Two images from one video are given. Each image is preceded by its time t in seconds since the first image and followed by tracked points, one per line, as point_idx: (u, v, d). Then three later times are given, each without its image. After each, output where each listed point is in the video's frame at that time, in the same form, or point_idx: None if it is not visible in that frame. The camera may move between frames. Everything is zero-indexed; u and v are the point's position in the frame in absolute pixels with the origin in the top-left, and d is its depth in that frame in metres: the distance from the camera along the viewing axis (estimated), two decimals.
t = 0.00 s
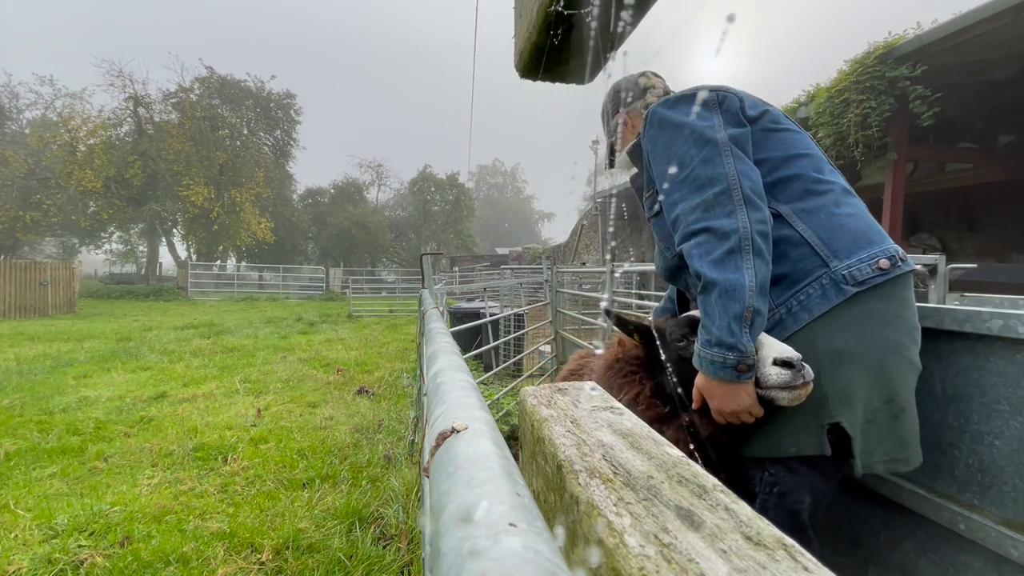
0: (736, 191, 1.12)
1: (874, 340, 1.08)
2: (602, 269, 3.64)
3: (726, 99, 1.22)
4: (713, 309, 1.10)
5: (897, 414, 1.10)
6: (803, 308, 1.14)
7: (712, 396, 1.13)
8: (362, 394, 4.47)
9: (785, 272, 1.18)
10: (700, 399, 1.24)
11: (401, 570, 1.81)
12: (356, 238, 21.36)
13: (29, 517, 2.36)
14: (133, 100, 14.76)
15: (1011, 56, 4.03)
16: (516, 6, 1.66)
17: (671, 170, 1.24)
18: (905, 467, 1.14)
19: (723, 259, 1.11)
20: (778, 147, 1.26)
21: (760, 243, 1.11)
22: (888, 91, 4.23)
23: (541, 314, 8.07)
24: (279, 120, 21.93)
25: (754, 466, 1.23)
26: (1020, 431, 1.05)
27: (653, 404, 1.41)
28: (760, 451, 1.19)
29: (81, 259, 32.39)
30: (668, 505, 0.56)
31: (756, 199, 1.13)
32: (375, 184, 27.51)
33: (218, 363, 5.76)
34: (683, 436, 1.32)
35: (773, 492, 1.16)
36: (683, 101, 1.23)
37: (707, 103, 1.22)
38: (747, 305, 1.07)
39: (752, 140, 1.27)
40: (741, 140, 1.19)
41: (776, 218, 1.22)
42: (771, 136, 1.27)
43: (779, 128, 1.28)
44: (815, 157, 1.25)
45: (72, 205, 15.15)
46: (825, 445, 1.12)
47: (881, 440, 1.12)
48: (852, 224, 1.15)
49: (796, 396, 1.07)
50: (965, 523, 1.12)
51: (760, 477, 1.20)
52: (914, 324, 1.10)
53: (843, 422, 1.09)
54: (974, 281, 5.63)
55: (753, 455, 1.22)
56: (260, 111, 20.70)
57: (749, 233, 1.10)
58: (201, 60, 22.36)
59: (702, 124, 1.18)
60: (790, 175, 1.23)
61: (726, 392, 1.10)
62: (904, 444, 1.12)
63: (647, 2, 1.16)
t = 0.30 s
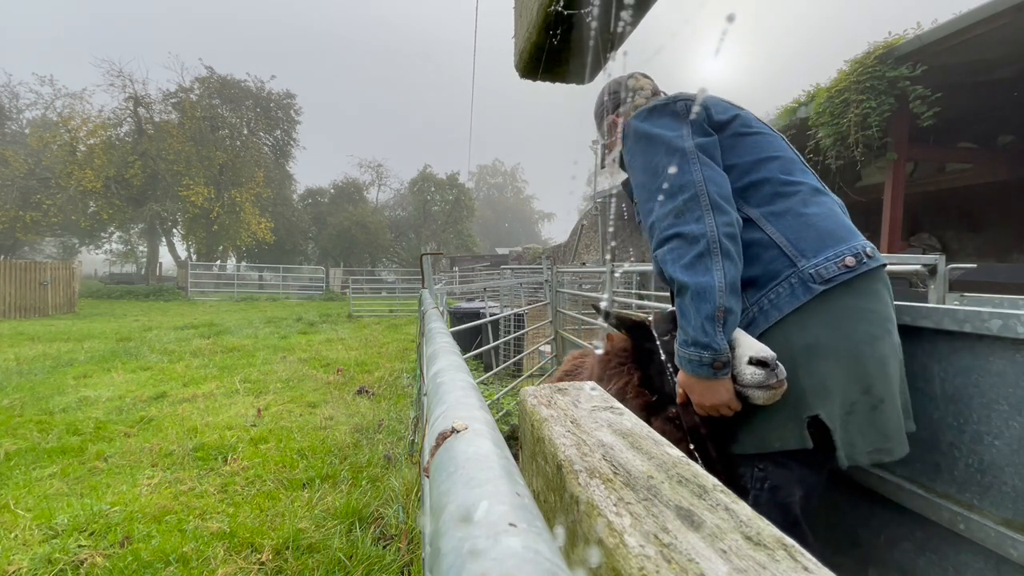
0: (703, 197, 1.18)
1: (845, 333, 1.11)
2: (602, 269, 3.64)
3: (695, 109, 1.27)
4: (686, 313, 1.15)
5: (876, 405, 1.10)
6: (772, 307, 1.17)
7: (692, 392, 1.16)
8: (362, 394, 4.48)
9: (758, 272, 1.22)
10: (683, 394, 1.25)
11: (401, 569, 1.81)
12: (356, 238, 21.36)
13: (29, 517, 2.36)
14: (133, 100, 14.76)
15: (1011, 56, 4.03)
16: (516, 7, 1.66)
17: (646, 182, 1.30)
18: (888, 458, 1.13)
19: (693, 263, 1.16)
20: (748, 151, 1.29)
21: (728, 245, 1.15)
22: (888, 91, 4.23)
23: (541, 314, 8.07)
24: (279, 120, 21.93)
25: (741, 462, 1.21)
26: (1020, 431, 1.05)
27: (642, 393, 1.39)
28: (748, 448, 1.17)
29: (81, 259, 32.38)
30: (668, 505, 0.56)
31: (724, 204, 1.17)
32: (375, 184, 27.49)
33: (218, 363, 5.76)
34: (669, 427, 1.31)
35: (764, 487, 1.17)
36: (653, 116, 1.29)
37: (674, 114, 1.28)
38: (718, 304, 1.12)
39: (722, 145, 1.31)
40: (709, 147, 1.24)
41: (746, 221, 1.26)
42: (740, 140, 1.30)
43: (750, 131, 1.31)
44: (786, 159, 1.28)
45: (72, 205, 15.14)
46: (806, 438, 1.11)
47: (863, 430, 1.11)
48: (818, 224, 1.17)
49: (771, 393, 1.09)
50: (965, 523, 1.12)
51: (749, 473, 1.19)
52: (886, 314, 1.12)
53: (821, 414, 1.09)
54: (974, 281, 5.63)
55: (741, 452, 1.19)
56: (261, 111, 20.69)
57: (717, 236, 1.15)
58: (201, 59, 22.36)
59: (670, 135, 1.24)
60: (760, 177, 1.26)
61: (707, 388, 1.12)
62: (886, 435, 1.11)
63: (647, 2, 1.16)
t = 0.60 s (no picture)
0: (677, 193, 1.21)
1: (822, 314, 1.12)
2: (602, 269, 3.64)
3: (669, 120, 1.33)
4: (665, 302, 1.18)
5: (851, 383, 1.12)
6: (751, 294, 1.18)
7: (682, 376, 1.17)
8: (362, 394, 4.47)
9: (735, 264, 1.23)
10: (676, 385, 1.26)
11: (401, 569, 1.81)
12: (356, 238, 21.36)
13: (29, 517, 2.36)
14: (133, 100, 14.76)
15: (1011, 56, 4.03)
16: (516, 7, 1.66)
17: (628, 188, 1.35)
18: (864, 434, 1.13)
19: (671, 253, 1.19)
20: (724, 154, 1.32)
21: (702, 234, 1.18)
22: (888, 90, 4.23)
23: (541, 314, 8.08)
24: (279, 119, 21.94)
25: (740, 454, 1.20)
26: (1020, 431, 1.05)
27: (643, 387, 1.38)
28: (745, 437, 1.17)
29: (80, 259, 32.35)
30: (668, 504, 0.56)
31: (698, 198, 1.21)
32: (375, 184, 27.48)
33: (218, 363, 5.76)
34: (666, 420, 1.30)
35: (766, 477, 1.15)
36: (630, 130, 1.35)
37: (650, 125, 1.33)
38: (696, 287, 1.14)
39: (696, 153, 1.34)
40: (684, 152, 1.28)
41: (720, 219, 1.28)
42: (713, 148, 1.32)
43: (725, 136, 1.34)
44: (761, 161, 1.31)
45: (72, 205, 15.14)
46: (798, 422, 1.11)
47: (836, 407, 1.13)
48: (789, 216, 1.19)
49: (757, 373, 1.07)
50: (965, 523, 1.12)
51: (749, 464, 1.18)
52: (860, 294, 1.15)
53: (808, 396, 1.10)
54: (973, 281, 5.64)
55: (739, 442, 1.19)
56: (261, 110, 20.69)
57: (691, 226, 1.18)
58: (201, 59, 22.35)
59: (645, 142, 1.30)
60: (735, 177, 1.28)
61: (695, 368, 1.13)
62: (857, 411, 1.12)
63: (647, 2, 1.16)
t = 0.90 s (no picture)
0: (692, 187, 1.21)
1: (832, 306, 1.13)
2: (602, 269, 3.64)
3: (680, 117, 1.32)
4: (681, 295, 1.17)
5: (863, 374, 1.12)
6: (764, 286, 1.18)
7: (693, 369, 1.15)
8: (362, 394, 4.47)
9: (745, 259, 1.23)
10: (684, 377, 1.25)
11: (401, 569, 1.81)
12: (356, 238, 21.36)
13: (29, 517, 2.36)
14: (133, 100, 14.76)
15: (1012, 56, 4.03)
16: (516, 6, 1.66)
17: (638, 184, 1.34)
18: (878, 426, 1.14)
19: (687, 246, 1.18)
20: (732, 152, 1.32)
21: (718, 228, 1.18)
22: (888, 90, 4.23)
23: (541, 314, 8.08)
24: (279, 120, 21.94)
25: (751, 448, 1.19)
26: (1020, 431, 1.05)
27: (648, 387, 1.36)
28: (758, 430, 1.16)
29: (81, 258, 32.37)
30: (668, 505, 0.56)
31: (713, 193, 1.21)
32: (374, 184, 27.48)
33: (218, 363, 5.76)
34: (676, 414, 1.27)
35: (781, 472, 1.14)
36: (641, 126, 1.34)
37: (661, 122, 1.32)
38: (713, 280, 1.14)
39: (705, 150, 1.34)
40: (696, 146, 1.28)
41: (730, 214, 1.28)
42: (723, 144, 1.32)
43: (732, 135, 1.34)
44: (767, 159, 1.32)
45: (72, 205, 15.14)
46: (814, 411, 1.11)
47: (850, 400, 1.14)
48: (799, 211, 1.20)
49: (773, 362, 1.08)
50: (965, 523, 1.12)
51: (763, 457, 1.16)
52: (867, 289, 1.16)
53: (821, 384, 1.10)
54: (973, 281, 5.64)
55: (751, 436, 1.17)
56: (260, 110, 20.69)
57: (707, 220, 1.18)
58: (201, 59, 22.35)
59: (657, 138, 1.29)
60: (744, 174, 1.28)
61: (709, 361, 1.12)
62: (875, 403, 1.13)
63: (647, 2, 1.16)
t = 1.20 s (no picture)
0: (695, 182, 1.20)
1: (835, 319, 1.13)
2: (602, 269, 3.64)
3: (692, 105, 1.30)
4: (676, 292, 1.18)
5: (859, 387, 1.13)
6: (765, 293, 1.18)
7: (688, 370, 1.16)
8: (362, 394, 4.47)
9: (749, 261, 1.23)
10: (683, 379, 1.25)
11: (401, 569, 1.82)
12: (356, 238, 21.36)
13: (29, 517, 2.36)
14: (133, 100, 14.76)
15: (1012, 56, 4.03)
16: (516, 7, 1.66)
17: (642, 171, 1.33)
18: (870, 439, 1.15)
19: (685, 245, 1.18)
20: (745, 145, 1.31)
21: (718, 227, 1.18)
22: (888, 90, 4.23)
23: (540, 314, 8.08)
24: (279, 119, 21.93)
25: (745, 454, 1.20)
26: (1020, 431, 1.05)
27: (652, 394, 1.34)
28: (751, 437, 1.17)
29: (81, 258, 32.39)
30: (668, 505, 0.56)
31: (715, 189, 1.20)
32: (374, 184, 27.47)
33: (218, 363, 5.76)
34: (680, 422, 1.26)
35: (772, 477, 1.15)
36: (651, 110, 1.32)
37: (671, 108, 1.30)
38: (708, 281, 1.14)
39: (718, 140, 1.33)
40: (703, 138, 1.27)
41: (737, 213, 1.27)
42: (736, 136, 1.32)
43: (746, 128, 1.33)
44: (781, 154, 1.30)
45: (72, 205, 15.14)
46: (806, 423, 1.12)
47: (845, 412, 1.14)
48: (809, 215, 1.19)
49: (769, 359, 1.07)
50: (964, 523, 1.12)
51: (755, 463, 1.18)
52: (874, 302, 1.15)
53: (817, 397, 1.11)
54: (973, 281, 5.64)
55: (744, 442, 1.18)
56: (260, 111, 20.69)
57: (707, 218, 1.18)
58: (201, 59, 22.35)
59: (664, 125, 1.27)
60: (755, 170, 1.28)
61: (701, 363, 1.13)
62: (865, 416, 1.14)
63: (647, 2, 1.16)
